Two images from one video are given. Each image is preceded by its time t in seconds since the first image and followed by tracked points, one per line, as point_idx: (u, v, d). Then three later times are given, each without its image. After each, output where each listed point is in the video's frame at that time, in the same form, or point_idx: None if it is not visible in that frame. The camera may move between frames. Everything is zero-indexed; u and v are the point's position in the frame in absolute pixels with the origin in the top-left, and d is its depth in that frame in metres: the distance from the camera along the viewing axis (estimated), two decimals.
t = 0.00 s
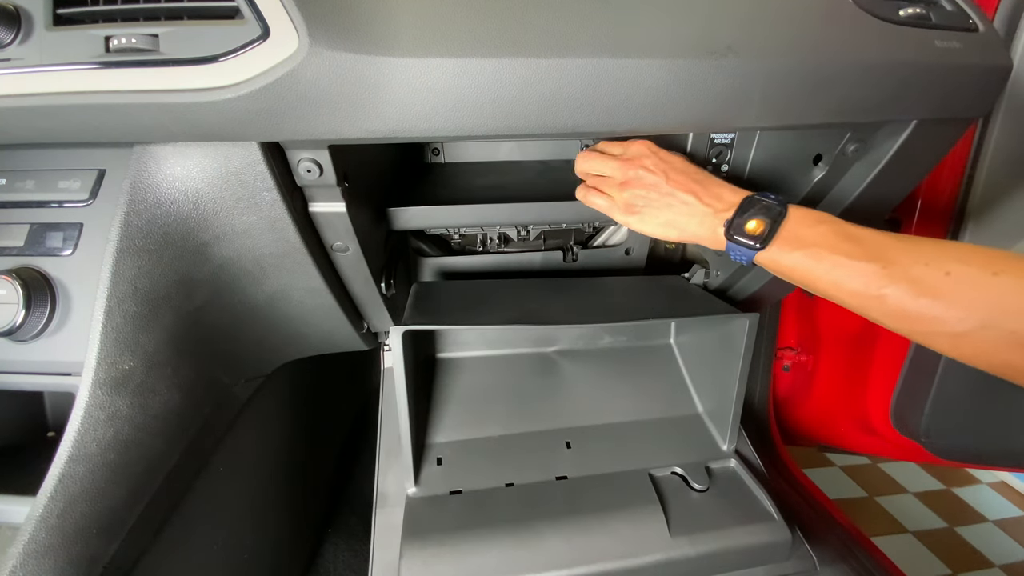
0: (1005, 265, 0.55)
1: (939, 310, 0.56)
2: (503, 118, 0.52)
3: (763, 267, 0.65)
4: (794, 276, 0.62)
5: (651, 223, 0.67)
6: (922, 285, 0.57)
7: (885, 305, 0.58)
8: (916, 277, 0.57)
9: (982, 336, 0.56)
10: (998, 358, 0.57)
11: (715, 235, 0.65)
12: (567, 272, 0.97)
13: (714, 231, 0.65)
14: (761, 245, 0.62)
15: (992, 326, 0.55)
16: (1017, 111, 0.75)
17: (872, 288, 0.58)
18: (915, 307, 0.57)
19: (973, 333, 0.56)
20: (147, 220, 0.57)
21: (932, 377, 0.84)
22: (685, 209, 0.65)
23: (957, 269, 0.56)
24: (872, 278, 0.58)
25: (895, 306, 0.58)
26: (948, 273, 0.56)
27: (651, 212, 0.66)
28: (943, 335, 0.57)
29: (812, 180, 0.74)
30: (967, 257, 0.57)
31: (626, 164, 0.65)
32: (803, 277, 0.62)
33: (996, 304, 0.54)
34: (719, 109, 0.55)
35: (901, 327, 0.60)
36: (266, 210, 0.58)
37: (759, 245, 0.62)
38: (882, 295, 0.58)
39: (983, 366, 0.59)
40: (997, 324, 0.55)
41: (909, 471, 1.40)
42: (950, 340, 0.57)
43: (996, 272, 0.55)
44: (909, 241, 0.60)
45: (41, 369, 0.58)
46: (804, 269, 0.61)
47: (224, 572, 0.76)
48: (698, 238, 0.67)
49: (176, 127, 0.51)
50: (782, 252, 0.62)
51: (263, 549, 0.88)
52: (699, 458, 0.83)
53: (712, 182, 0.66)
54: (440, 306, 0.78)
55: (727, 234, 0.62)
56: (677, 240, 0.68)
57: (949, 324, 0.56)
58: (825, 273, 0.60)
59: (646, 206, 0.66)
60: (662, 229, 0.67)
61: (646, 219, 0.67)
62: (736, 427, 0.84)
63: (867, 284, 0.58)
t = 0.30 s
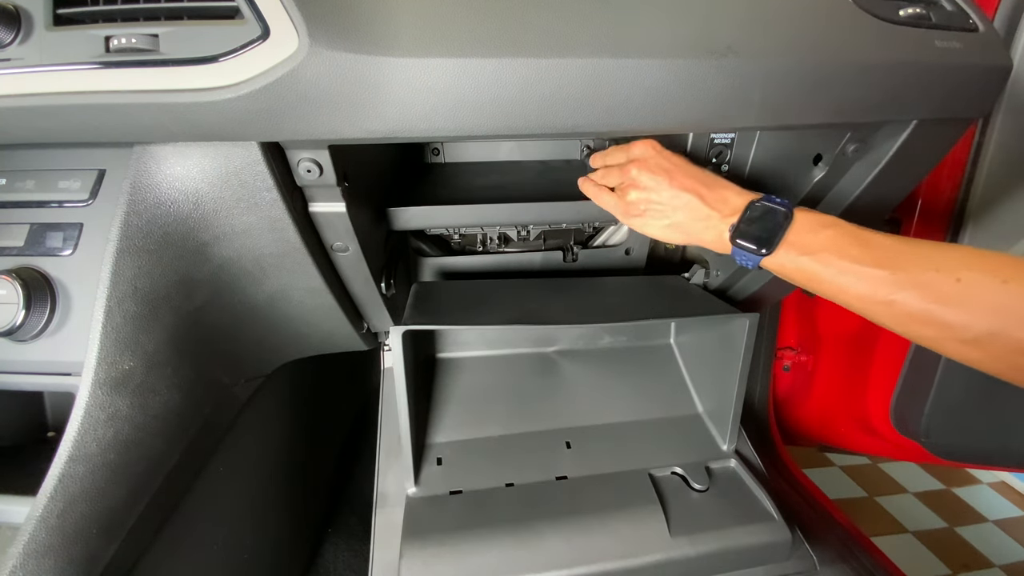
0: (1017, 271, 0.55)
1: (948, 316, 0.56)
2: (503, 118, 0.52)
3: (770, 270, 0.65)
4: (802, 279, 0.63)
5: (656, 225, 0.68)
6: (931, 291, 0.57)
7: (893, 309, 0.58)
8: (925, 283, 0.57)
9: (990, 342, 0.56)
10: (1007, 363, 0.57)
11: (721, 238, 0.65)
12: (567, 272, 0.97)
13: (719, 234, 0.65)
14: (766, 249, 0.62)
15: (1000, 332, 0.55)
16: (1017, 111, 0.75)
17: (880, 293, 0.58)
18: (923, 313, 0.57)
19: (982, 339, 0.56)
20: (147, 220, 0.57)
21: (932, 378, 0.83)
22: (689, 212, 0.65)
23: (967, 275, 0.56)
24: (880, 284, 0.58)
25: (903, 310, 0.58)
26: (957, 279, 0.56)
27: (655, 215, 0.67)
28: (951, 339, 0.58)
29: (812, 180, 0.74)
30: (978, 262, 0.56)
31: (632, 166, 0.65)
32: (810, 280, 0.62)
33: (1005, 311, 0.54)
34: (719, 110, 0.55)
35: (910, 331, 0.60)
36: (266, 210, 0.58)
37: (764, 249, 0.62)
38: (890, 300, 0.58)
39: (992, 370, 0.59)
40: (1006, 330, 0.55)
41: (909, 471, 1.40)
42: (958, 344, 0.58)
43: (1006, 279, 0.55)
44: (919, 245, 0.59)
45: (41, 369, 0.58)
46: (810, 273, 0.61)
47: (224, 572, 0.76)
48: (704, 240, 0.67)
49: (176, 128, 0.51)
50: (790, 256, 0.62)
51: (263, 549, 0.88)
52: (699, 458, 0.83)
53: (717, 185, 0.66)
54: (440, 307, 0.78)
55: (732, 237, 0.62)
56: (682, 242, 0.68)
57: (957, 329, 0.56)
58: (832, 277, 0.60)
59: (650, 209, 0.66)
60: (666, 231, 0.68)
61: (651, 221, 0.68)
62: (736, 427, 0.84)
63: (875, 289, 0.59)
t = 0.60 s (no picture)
0: None
1: (956, 319, 0.56)
2: (503, 118, 0.52)
3: (776, 273, 0.65)
4: (808, 282, 0.63)
5: (658, 227, 0.67)
6: (938, 293, 0.57)
7: (901, 313, 0.58)
8: (933, 286, 0.57)
9: (997, 345, 0.56)
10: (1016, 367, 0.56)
11: (724, 240, 0.65)
12: (567, 272, 0.97)
13: (723, 236, 0.65)
14: (770, 252, 0.62)
15: (1009, 336, 0.55)
16: (1017, 111, 0.75)
17: (887, 296, 0.58)
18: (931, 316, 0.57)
19: (991, 342, 0.56)
20: (147, 220, 0.57)
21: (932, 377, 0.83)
22: (693, 214, 0.65)
23: (975, 278, 0.56)
24: (888, 286, 0.58)
25: (911, 313, 0.58)
26: (966, 282, 0.56)
27: (658, 217, 0.67)
28: (959, 343, 0.57)
29: (812, 180, 0.74)
30: (987, 265, 0.56)
31: (634, 167, 0.65)
32: (817, 283, 0.62)
33: (1015, 314, 0.54)
34: (719, 109, 0.55)
35: (917, 334, 0.60)
36: (266, 210, 0.58)
37: (768, 253, 0.62)
38: (898, 303, 0.58)
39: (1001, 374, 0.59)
40: (1016, 333, 0.54)
41: (909, 471, 1.40)
42: (967, 348, 0.57)
43: (1016, 282, 0.55)
44: (927, 248, 0.59)
45: (41, 369, 0.58)
46: (817, 276, 0.61)
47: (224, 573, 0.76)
48: (707, 243, 0.67)
49: (176, 128, 0.51)
50: (796, 258, 0.62)
51: (263, 549, 0.88)
52: (699, 458, 0.83)
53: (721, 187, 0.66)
54: (440, 307, 0.78)
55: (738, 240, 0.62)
56: (684, 245, 0.68)
57: (966, 333, 0.56)
58: (839, 280, 0.60)
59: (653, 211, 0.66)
60: (670, 233, 0.67)
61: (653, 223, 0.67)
62: (736, 427, 0.84)
63: (882, 292, 0.58)
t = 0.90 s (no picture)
0: (1009, 266, 0.55)
1: (941, 312, 0.56)
2: (503, 118, 0.52)
3: (767, 270, 0.65)
4: (797, 278, 0.63)
5: (655, 227, 0.68)
6: (924, 287, 0.57)
7: (888, 307, 0.58)
8: (919, 280, 0.57)
9: (984, 337, 0.56)
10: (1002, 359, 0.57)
11: (719, 241, 0.65)
12: (567, 272, 0.97)
13: (718, 237, 0.65)
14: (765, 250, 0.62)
15: (994, 327, 0.55)
16: (1017, 111, 0.75)
17: (874, 291, 0.58)
18: (917, 310, 0.57)
19: (976, 335, 0.56)
20: (147, 221, 0.57)
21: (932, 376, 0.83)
22: (689, 215, 0.65)
23: (959, 271, 0.56)
24: (874, 281, 0.58)
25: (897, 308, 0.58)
26: (950, 275, 0.56)
27: (657, 217, 0.67)
28: (945, 336, 0.58)
29: (812, 180, 0.74)
30: (970, 258, 0.57)
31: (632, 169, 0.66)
32: (805, 279, 0.62)
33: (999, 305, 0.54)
34: (718, 109, 0.55)
35: (904, 328, 0.60)
36: (266, 210, 0.58)
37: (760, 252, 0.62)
38: (884, 298, 0.58)
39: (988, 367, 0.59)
40: (1001, 325, 0.55)
41: (909, 471, 1.40)
42: (954, 341, 0.58)
43: (998, 274, 0.55)
44: (911, 243, 0.59)
45: (41, 369, 0.58)
46: (806, 272, 0.61)
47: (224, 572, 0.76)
48: (703, 243, 0.67)
49: (176, 128, 0.51)
50: (784, 255, 0.62)
51: (263, 549, 0.88)
52: (699, 458, 0.83)
53: (717, 187, 0.66)
54: (440, 307, 0.78)
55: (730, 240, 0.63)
56: (681, 245, 0.68)
57: (951, 326, 0.57)
58: (827, 276, 0.60)
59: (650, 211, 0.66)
60: (666, 233, 0.68)
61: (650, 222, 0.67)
62: (736, 427, 0.84)
63: (869, 286, 0.59)
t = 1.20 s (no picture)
0: (1015, 267, 0.56)
1: (950, 314, 0.56)
2: (503, 118, 0.52)
3: (771, 272, 0.65)
4: (803, 281, 0.62)
5: (657, 228, 0.67)
6: (933, 289, 0.57)
7: (896, 310, 0.58)
8: (927, 282, 0.57)
9: (992, 339, 0.56)
10: (1007, 360, 0.57)
11: (722, 241, 0.65)
12: (567, 272, 0.97)
13: (720, 237, 0.65)
14: (770, 251, 0.62)
15: (1003, 329, 0.55)
16: (1017, 111, 0.75)
17: (882, 293, 0.58)
18: (926, 312, 0.57)
19: (984, 336, 0.56)
20: (147, 220, 0.57)
21: (932, 376, 0.83)
22: (691, 214, 0.66)
23: (968, 272, 0.57)
24: (883, 283, 0.58)
25: (906, 310, 0.58)
26: (958, 277, 0.57)
27: (658, 218, 0.67)
28: (952, 338, 0.58)
29: (812, 180, 0.74)
30: (976, 260, 0.57)
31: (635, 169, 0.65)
32: (812, 281, 0.61)
33: (1007, 306, 0.55)
34: (718, 110, 0.55)
35: (910, 331, 0.60)
36: (266, 210, 0.58)
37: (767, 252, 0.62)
38: (893, 300, 0.58)
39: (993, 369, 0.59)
40: (1009, 327, 0.55)
41: (909, 471, 1.40)
42: (960, 343, 0.58)
43: (1006, 276, 0.56)
44: (917, 245, 0.60)
45: (41, 369, 0.58)
46: (812, 275, 0.61)
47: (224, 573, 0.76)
48: (705, 243, 0.67)
49: (176, 127, 0.51)
50: (790, 257, 0.62)
51: (263, 549, 0.88)
52: (699, 458, 0.83)
53: (718, 188, 0.66)
54: (440, 307, 0.78)
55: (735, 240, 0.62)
56: (682, 245, 0.68)
57: (959, 327, 0.57)
58: (834, 278, 0.60)
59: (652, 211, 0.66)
60: (668, 234, 0.67)
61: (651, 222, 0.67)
62: (736, 427, 0.84)
63: (877, 289, 0.58)
